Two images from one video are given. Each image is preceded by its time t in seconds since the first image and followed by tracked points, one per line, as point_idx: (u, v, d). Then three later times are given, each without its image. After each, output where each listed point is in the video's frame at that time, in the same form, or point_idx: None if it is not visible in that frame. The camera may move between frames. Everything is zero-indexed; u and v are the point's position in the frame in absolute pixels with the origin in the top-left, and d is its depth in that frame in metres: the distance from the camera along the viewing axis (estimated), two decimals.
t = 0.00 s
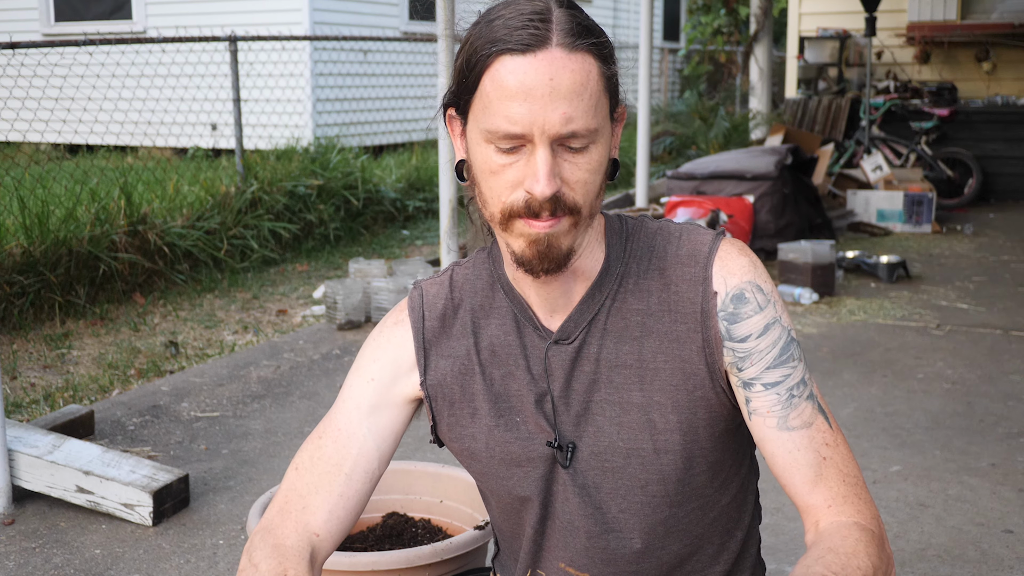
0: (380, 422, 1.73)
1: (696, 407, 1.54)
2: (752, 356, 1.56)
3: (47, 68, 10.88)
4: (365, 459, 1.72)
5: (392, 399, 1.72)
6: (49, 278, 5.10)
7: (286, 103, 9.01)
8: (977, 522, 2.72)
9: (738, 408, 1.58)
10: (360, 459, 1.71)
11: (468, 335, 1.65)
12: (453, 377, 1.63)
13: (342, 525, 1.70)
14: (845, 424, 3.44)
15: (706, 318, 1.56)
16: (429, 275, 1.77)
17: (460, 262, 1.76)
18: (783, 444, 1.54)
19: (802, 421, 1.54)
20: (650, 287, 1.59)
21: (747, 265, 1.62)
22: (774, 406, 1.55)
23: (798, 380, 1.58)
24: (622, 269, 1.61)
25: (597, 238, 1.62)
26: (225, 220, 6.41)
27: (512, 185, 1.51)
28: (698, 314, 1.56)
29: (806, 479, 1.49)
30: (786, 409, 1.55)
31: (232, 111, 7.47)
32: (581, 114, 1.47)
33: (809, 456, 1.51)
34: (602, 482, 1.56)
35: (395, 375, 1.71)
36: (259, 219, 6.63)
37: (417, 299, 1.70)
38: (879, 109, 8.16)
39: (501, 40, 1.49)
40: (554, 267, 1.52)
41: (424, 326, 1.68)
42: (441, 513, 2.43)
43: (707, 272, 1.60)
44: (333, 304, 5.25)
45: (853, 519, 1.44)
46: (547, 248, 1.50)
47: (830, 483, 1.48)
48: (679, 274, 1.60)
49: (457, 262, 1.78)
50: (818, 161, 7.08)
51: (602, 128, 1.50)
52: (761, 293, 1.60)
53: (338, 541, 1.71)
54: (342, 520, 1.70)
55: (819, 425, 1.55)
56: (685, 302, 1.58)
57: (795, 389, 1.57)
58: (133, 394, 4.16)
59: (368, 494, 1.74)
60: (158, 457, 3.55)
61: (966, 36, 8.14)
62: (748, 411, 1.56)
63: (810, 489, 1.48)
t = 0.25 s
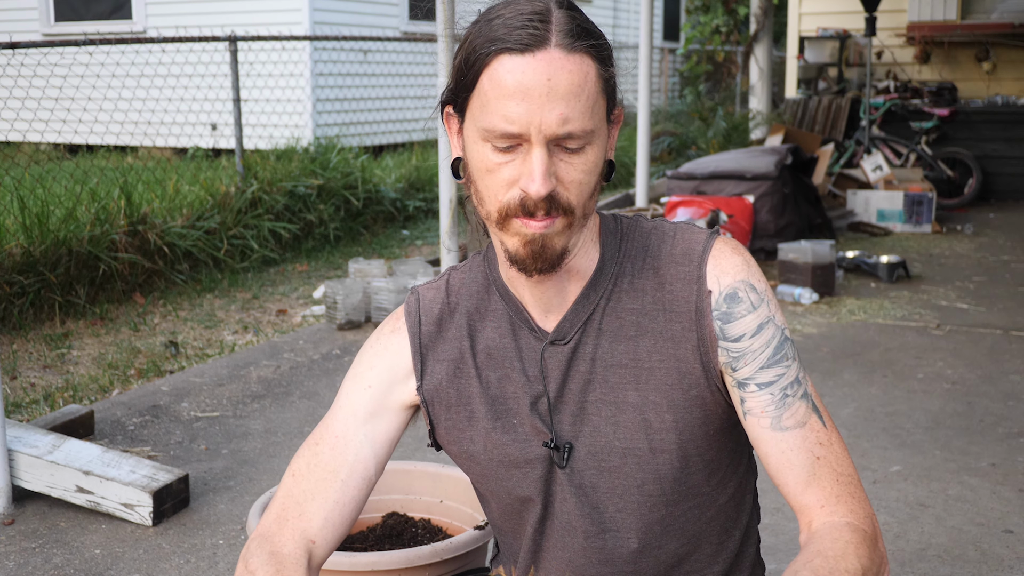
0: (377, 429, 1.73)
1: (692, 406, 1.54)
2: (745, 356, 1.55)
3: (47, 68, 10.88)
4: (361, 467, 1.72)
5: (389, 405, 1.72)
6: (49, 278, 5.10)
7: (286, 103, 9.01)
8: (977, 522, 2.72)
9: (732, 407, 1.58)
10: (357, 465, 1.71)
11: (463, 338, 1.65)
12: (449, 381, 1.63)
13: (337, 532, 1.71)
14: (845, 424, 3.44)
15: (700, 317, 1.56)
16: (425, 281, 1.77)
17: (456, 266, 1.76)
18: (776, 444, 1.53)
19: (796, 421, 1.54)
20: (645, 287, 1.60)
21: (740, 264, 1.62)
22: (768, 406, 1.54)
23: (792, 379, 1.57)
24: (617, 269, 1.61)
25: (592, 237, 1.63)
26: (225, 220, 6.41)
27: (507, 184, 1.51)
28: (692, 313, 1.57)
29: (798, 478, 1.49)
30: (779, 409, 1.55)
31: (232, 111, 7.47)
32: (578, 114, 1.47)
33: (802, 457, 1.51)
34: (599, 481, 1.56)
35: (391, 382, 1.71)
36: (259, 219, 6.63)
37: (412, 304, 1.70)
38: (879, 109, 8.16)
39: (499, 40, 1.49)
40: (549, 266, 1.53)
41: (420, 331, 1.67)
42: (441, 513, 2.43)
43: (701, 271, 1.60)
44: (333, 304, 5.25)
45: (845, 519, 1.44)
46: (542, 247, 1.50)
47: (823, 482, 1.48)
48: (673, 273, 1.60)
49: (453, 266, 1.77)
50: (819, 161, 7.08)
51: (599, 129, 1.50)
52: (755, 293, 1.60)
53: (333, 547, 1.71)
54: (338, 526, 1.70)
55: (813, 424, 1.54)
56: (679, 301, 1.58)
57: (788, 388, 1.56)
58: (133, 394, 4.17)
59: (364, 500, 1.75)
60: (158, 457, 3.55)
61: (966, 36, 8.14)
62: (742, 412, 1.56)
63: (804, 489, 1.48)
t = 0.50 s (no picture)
0: (371, 429, 1.73)
1: (692, 409, 1.54)
2: (746, 361, 1.57)
3: (47, 68, 10.89)
4: (356, 466, 1.71)
5: (384, 405, 1.72)
6: (49, 278, 5.09)
7: (286, 103, 9.02)
8: (977, 522, 2.72)
9: (730, 412, 1.58)
10: (353, 464, 1.71)
11: (463, 337, 1.64)
12: (448, 381, 1.63)
13: (331, 532, 1.70)
14: (845, 424, 3.44)
15: (703, 321, 1.56)
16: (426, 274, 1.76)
17: (456, 262, 1.75)
18: (772, 450, 1.54)
19: (791, 427, 1.55)
20: (647, 289, 1.59)
21: (744, 269, 1.63)
22: (766, 412, 1.55)
23: (789, 387, 1.59)
24: (618, 270, 1.61)
25: (592, 237, 1.63)
26: (225, 220, 6.41)
27: (503, 184, 1.51)
28: (695, 316, 1.56)
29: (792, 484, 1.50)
30: (776, 415, 1.55)
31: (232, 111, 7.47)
32: (570, 113, 1.47)
33: (795, 462, 1.52)
34: (598, 482, 1.55)
35: (386, 381, 1.71)
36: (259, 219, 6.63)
37: (412, 301, 1.70)
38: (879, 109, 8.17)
39: (490, 40, 1.49)
40: (548, 265, 1.52)
41: (420, 328, 1.67)
42: (441, 513, 2.43)
43: (704, 274, 1.60)
44: (333, 304, 5.24)
45: (836, 523, 1.46)
46: (540, 247, 1.50)
47: (815, 487, 1.49)
48: (676, 276, 1.60)
49: (454, 261, 1.77)
50: (819, 161, 7.09)
51: (593, 126, 1.49)
52: (757, 298, 1.61)
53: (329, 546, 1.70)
54: (333, 524, 1.70)
55: (808, 431, 1.55)
56: (682, 304, 1.58)
57: (785, 395, 1.58)
58: (133, 394, 4.16)
59: (359, 502, 1.73)
60: (158, 457, 3.55)
61: (966, 36, 8.15)
62: (739, 416, 1.56)
63: (797, 493, 1.50)
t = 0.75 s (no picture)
0: (389, 431, 1.74)
1: (694, 419, 1.53)
2: (752, 376, 1.53)
3: (47, 68, 10.90)
4: (380, 468, 1.72)
5: (396, 406, 1.74)
6: (49, 278, 5.10)
7: (286, 103, 9.02)
8: (977, 523, 2.72)
9: (732, 425, 1.55)
10: (374, 472, 1.72)
11: (467, 339, 1.66)
12: (452, 381, 1.65)
13: (367, 537, 1.70)
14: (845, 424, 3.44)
15: (708, 334, 1.54)
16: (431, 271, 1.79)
17: (461, 260, 1.77)
18: (772, 466, 1.51)
19: (793, 444, 1.51)
20: (653, 297, 1.59)
21: (754, 282, 1.59)
22: (768, 428, 1.52)
23: (794, 403, 1.54)
24: (622, 276, 1.61)
25: (597, 243, 1.63)
26: (225, 220, 6.42)
27: (497, 202, 1.47)
28: (700, 328, 1.55)
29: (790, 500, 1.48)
30: (779, 431, 1.52)
31: (231, 111, 7.47)
32: (553, 125, 1.44)
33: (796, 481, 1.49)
34: (599, 487, 1.55)
35: (395, 382, 1.73)
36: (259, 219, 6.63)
37: (416, 296, 1.72)
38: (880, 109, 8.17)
39: (466, 60, 1.49)
40: (551, 279, 1.50)
41: (425, 327, 1.69)
42: (441, 513, 2.43)
43: (713, 287, 1.57)
44: (333, 304, 5.24)
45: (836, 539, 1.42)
46: (540, 263, 1.47)
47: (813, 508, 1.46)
48: (684, 286, 1.58)
49: (460, 259, 1.78)
50: (819, 161, 7.09)
51: (579, 134, 1.46)
52: (767, 314, 1.57)
53: (365, 559, 1.70)
54: (365, 535, 1.70)
55: (808, 450, 1.52)
56: (688, 315, 1.56)
57: (789, 411, 1.54)
58: (133, 394, 4.17)
59: (393, 505, 1.73)
60: (158, 457, 3.55)
61: (966, 36, 8.14)
62: (741, 430, 1.53)
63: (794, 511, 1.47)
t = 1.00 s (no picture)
0: (399, 436, 1.86)
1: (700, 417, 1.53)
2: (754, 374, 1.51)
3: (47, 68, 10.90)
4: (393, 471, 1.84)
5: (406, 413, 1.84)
6: (49, 278, 5.10)
7: (286, 103, 9.03)
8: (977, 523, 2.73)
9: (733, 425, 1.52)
10: (387, 474, 1.84)
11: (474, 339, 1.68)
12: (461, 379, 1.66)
13: (382, 536, 1.82)
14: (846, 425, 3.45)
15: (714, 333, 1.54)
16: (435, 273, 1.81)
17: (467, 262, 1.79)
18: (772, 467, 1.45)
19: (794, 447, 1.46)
20: (657, 297, 1.61)
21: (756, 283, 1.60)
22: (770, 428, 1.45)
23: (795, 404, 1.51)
24: (627, 277, 1.63)
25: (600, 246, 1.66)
26: (225, 220, 6.42)
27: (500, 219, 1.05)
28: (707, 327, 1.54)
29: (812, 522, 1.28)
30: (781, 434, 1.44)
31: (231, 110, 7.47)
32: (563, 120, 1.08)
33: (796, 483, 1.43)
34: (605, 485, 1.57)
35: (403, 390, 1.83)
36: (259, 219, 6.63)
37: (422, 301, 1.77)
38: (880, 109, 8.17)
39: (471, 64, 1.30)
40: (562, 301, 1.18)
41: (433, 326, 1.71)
42: (440, 513, 2.44)
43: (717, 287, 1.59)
44: (333, 304, 5.24)
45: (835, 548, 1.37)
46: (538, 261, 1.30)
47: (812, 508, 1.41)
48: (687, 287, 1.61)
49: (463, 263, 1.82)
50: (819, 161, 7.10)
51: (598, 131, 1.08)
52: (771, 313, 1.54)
53: (382, 556, 1.81)
54: (383, 534, 1.81)
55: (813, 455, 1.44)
56: (694, 314, 1.57)
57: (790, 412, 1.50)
58: (133, 394, 4.17)
59: (403, 506, 1.86)
60: (158, 457, 3.56)
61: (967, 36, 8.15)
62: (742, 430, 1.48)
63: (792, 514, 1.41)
